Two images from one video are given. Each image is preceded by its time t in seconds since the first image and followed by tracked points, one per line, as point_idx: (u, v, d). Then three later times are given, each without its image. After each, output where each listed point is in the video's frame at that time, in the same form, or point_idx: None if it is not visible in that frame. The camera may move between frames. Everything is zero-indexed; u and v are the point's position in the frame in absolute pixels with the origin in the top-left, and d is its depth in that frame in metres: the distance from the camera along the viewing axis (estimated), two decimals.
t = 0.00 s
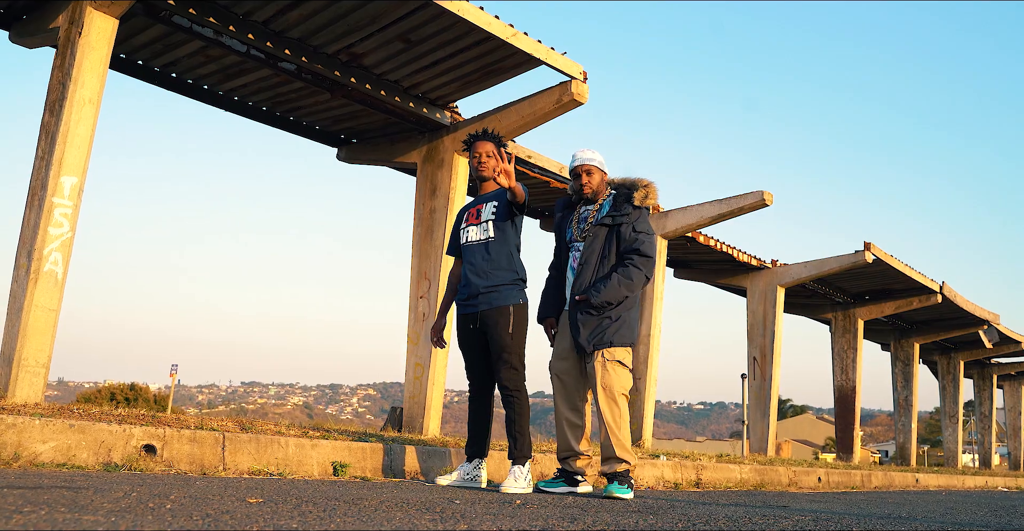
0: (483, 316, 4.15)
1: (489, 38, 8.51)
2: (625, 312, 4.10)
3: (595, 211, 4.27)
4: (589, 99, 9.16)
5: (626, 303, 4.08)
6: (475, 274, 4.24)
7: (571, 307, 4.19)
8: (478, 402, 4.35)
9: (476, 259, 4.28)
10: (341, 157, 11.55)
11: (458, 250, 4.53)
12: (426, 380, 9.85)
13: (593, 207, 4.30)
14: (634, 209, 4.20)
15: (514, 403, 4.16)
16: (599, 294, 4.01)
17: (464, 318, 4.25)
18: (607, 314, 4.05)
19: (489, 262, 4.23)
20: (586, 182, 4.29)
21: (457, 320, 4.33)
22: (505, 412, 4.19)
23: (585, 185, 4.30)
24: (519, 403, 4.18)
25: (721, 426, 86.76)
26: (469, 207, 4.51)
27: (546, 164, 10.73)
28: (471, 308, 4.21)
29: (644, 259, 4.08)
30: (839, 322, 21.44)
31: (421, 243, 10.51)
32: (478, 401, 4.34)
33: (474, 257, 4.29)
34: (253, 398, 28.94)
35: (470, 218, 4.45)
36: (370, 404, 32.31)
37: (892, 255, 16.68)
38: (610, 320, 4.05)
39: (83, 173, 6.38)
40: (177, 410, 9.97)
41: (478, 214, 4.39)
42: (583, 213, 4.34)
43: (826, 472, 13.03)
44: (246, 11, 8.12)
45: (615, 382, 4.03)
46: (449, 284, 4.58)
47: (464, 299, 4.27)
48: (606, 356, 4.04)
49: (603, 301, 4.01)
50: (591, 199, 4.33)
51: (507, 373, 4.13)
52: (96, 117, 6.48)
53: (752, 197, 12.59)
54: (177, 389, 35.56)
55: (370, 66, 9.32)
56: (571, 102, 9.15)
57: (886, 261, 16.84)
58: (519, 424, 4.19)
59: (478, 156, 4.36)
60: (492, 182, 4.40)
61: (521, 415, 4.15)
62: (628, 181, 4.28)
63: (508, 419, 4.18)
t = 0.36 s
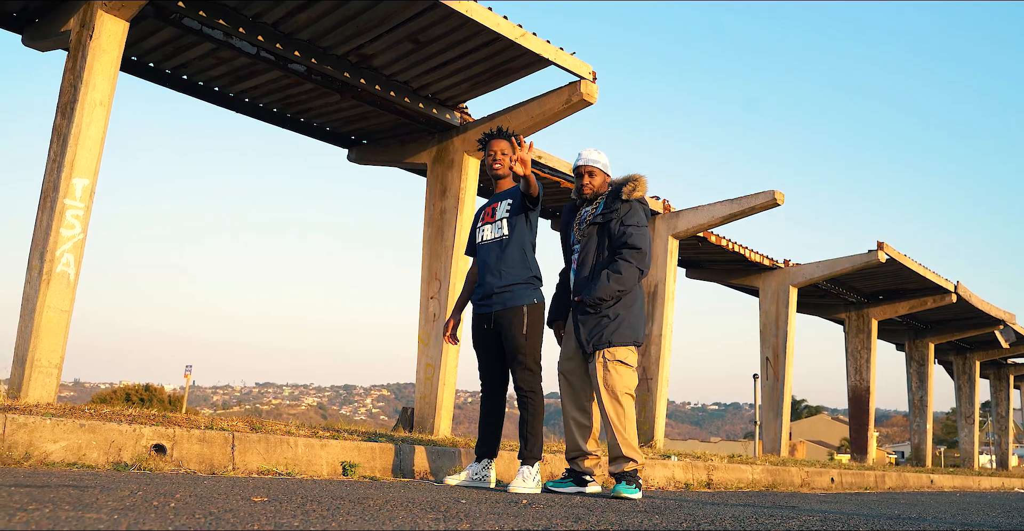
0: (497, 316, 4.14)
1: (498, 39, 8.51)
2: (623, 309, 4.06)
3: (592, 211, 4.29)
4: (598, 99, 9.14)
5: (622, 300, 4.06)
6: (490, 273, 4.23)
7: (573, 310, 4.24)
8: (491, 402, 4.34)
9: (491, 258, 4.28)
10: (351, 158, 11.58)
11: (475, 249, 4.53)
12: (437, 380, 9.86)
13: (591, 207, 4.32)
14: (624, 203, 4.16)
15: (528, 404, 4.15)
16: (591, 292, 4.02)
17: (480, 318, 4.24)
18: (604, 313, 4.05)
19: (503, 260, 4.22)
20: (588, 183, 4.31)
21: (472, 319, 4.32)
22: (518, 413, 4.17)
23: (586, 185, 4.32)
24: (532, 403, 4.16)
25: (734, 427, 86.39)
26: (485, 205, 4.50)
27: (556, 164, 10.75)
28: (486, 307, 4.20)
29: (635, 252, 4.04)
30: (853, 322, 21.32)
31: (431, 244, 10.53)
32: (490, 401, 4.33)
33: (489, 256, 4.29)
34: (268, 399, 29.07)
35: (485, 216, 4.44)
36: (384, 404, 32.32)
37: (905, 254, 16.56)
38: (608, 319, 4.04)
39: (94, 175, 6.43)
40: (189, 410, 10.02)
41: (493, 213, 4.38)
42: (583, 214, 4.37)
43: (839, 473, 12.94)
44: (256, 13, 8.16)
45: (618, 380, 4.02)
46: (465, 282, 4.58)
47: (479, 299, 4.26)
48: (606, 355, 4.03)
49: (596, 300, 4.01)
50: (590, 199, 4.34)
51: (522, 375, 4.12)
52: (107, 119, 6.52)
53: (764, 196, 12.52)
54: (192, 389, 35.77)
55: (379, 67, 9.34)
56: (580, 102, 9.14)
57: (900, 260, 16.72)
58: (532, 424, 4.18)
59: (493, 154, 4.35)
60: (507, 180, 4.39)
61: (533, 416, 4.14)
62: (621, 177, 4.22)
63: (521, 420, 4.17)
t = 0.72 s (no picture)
0: (516, 316, 4.14)
1: (513, 39, 8.51)
2: (645, 308, 4.06)
3: (607, 213, 4.31)
4: (614, 99, 9.13)
5: (645, 299, 4.05)
6: (508, 273, 4.23)
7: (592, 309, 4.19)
8: (507, 401, 4.34)
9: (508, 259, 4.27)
10: (369, 159, 11.62)
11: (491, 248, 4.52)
12: (453, 381, 9.88)
13: (603, 211, 4.35)
14: (646, 204, 4.17)
15: (546, 404, 4.14)
16: (616, 291, 3.99)
17: (498, 318, 4.25)
18: (628, 311, 4.03)
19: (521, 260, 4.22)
20: (599, 188, 4.30)
21: (490, 319, 4.31)
22: (536, 413, 4.17)
23: (598, 190, 4.31)
24: (550, 403, 4.16)
25: (754, 427, 85.84)
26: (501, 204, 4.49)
27: (573, 165, 10.79)
28: (505, 307, 4.20)
29: (658, 252, 4.05)
30: (873, 322, 21.12)
31: (448, 244, 10.55)
32: (506, 400, 4.32)
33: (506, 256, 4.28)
34: (288, 399, 29.25)
35: (501, 216, 4.43)
36: (403, 404, 32.37)
37: (926, 253, 16.38)
38: (631, 318, 4.02)
39: (113, 177, 6.50)
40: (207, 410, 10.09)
41: (509, 212, 4.37)
42: (595, 217, 4.39)
43: (859, 474, 12.82)
44: (273, 16, 8.22)
45: (638, 381, 4.01)
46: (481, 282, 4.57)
47: (498, 299, 4.25)
48: (628, 355, 4.02)
49: (622, 298, 3.99)
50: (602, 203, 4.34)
51: (539, 375, 4.11)
52: (125, 121, 6.58)
53: (782, 196, 12.44)
54: (213, 390, 36.06)
55: (396, 69, 9.38)
56: (596, 103, 9.14)
57: (920, 260, 16.54)
58: (548, 424, 4.17)
59: (508, 154, 4.35)
60: (523, 180, 4.39)
61: (550, 416, 4.15)
62: (635, 180, 4.22)
63: (538, 420, 4.18)
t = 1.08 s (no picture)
0: (507, 319, 4.14)
1: (517, 40, 8.51)
2: (653, 312, 4.08)
3: (624, 212, 4.25)
4: (619, 99, 9.11)
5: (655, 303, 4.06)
6: (501, 277, 4.21)
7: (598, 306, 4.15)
8: (505, 403, 4.34)
9: (500, 263, 4.25)
10: (375, 161, 11.64)
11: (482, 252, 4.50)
12: (459, 382, 9.89)
13: (621, 209, 4.28)
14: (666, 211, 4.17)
15: (539, 404, 4.14)
16: (630, 291, 3.97)
17: (490, 320, 4.24)
18: (636, 313, 4.02)
19: (514, 265, 4.21)
20: (611, 186, 4.27)
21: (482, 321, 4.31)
22: (530, 413, 4.17)
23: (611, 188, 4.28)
24: (544, 403, 4.16)
25: (763, 428, 85.56)
26: (493, 209, 4.47)
27: (579, 165, 10.79)
28: (496, 309, 4.19)
29: (674, 261, 4.08)
30: (882, 322, 21.04)
31: (454, 245, 10.57)
32: (504, 401, 4.32)
33: (497, 261, 4.26)
34: (299, 401, 29.34)
35: (494, 220, 4.41)
36: (413, 406, 32.39)
37: (935, 253, 16.29)
38: (639, 320, 4.02)
39: (119, 180, 6.53)
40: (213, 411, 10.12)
41: (502, 217, 4.36)
42: (607, 214, 4.32)
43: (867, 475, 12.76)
44: (278, 18, 8.24)
45: (642, 382, 4.00)
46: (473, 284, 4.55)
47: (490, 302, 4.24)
48: (634, 356, 4.01)
49: (634, 300, 3.97)
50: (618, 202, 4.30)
51: (531, 376, 4.12)
52: (130, 124, 6.61)
53: (789, 196, 12.40)
54: (223, 392, 36.17)
55: (401, 70, 9.39)
56: (601, 103, 9.13)
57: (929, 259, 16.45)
58: (545, 425, 4.17)
59: (502, 159, 4.34)
60: (517, 186, 4.38)
61: (545, 416, 4.16)
62: (656, 183, 4.26)
63: (533, 420, 4.18)
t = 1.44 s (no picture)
0: (510, 318, 4.14)
1: (525, 41, 8.51)
2: (654, 313, 4.04)
3: (624, 211, 4.23)
4: (628, 99, 9.08)
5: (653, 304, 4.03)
6: (503, 279, 4.20)
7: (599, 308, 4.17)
8: (505, 402, 4.33)
9: (502, 265, 4.22)
10: (384, 162, 11.67)
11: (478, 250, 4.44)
12: (468, 382, 9.90)
13: (621, 207, 4.25)
14: (660, 207, 4.13)
15: (536, 399, 4.14)
16: (625, 293, 3.98)
17: (491, 318, 4.23)
18: (635, 315, 4.02)
19: (517, 267, 4.19)
20: (604, 186, 4.29)
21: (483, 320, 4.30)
22: (528, 409, 4.17)
23: (605, 188, 4.30)
24: (541, 399, 4.16)
25: (776, 429, 85.15)
26: (491, 208, 4.41)
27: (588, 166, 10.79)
28: (498, 308, 4.18)
29: (670, 258, 4.03)
30: (895, 323, 20.90)
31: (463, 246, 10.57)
32: (505, 401, 4.31)
33: (499, 263, 4.23)
34: (312, 403, 29.42)
35: (493, 221, 4.36)
36: (426, 407, 32.40)
37: (948, 253, 16.17)
38: (637, 322, 4.01)
39: (128, 182, 6.57)
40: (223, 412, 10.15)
41: (504, 218, 4.32)
42: (610, 213, 4.31)
43: (878, 477, 12.67)
44: (286, 20, 8.27)
45: (644, 382, 3.99)
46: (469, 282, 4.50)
47: (493, 302, 4.22)
48: (634, 357, 4.00)
49: (630, 302, 3.98)
50: (614, 200, 4.31)
51: (531, 368, 4.12)
52: (139, 126, 6.65)
53: (799, 195, 12.34)
54: (237, 394, 36.34)
55: (409, 72, 9.41)
56: (609, 103, 9.12)
57: (942, 259, 16.33)
58: (542, 422, 4.16)
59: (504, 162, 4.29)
60: (517, 190, 4.35)
61: (542, 413, 4.16)
62: (657, 179, 4.24)
63: (530, 417, 4.17)
